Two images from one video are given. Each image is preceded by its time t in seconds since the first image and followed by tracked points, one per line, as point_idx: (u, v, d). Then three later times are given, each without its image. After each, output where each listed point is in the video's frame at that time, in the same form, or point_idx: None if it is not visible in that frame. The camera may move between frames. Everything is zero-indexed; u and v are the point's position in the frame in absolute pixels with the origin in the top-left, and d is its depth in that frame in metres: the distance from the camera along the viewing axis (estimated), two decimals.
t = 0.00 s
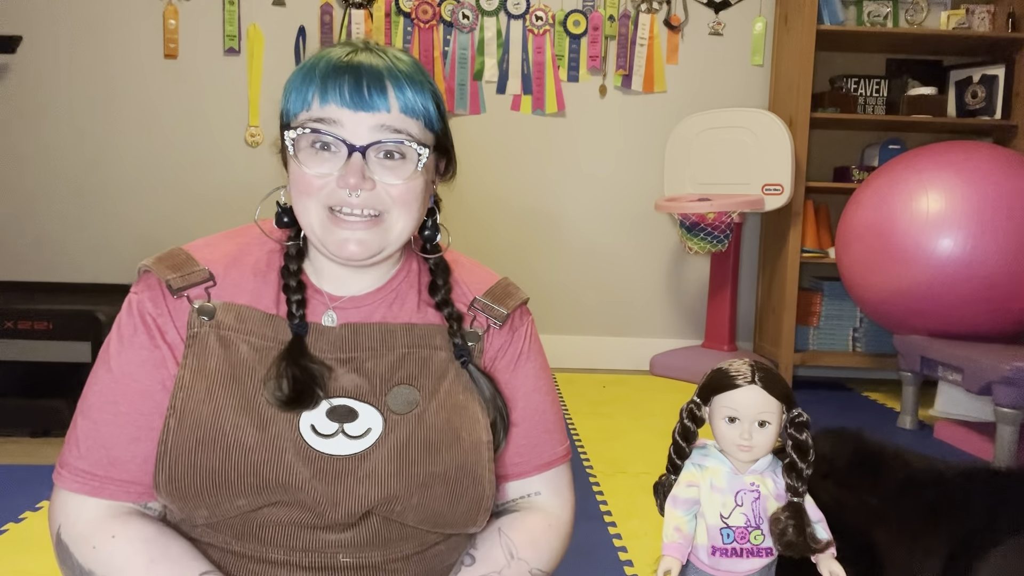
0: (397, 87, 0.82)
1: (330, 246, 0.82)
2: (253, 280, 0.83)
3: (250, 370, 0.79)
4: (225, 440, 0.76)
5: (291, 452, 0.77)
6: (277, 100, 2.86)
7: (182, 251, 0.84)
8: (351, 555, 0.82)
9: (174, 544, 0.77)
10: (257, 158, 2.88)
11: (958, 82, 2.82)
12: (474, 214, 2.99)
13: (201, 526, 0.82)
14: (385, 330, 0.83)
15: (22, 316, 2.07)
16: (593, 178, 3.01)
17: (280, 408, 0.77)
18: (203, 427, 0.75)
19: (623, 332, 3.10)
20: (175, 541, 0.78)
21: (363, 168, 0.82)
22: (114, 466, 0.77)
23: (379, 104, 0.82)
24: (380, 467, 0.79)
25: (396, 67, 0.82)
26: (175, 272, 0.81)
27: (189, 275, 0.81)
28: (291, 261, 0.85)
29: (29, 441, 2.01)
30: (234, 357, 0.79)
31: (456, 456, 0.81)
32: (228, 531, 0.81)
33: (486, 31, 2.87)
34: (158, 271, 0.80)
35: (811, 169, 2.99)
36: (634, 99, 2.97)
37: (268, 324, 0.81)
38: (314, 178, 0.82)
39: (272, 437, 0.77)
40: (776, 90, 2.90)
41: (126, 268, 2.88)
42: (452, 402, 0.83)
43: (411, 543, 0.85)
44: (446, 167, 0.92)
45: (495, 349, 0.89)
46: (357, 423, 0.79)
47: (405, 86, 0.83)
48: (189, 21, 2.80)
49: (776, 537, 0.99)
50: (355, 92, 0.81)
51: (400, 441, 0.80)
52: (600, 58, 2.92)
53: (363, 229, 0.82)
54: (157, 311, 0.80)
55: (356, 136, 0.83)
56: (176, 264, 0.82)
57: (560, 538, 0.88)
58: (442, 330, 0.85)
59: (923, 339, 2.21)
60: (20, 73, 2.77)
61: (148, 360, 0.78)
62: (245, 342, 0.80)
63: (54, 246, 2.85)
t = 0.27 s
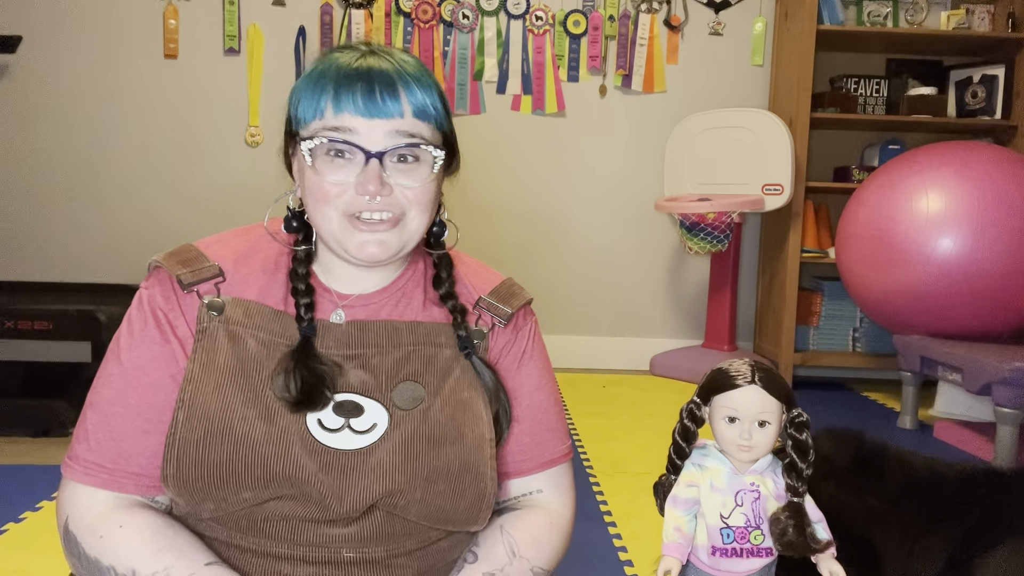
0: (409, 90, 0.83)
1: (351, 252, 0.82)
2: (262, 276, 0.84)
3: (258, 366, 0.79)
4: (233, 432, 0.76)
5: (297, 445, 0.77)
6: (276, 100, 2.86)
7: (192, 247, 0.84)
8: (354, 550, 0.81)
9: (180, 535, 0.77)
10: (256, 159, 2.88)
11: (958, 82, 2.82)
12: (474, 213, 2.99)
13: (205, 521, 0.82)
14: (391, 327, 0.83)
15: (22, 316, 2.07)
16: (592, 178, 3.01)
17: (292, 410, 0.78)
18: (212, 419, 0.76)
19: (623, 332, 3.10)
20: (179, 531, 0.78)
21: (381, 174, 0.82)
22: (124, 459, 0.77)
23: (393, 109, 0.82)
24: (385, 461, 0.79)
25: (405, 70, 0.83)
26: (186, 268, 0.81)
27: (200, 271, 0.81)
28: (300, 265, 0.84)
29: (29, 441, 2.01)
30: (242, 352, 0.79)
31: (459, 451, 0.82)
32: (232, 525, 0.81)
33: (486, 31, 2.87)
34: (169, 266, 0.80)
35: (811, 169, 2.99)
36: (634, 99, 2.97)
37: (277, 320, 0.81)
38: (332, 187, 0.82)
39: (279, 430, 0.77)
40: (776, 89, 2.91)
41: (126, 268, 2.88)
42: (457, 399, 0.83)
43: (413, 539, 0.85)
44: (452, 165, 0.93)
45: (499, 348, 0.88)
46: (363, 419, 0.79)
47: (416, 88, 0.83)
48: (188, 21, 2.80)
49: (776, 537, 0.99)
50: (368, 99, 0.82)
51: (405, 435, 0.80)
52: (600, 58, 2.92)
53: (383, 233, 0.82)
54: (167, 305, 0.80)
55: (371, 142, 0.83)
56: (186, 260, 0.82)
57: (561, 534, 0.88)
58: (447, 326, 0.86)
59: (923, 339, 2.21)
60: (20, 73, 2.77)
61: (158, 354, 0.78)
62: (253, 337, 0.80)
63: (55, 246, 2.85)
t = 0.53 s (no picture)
0: (429, 93, 0.83)
1: (377, 260, 0.82)
2: (260, 280, 0.83)
3: (258, 369, 0.79)
4: (233, 434, 0.76)
5: (298, 445, 0.78)
6: (276, 100, 2.86)
7: (190, 250, 0.84)
8: (353, 548, 0.81)
9: (175, 540, 0.77)
10: (256, 159, 2.88)
11: (958, 82, 2.82)
12: (474, 213, 2.99)
13: (205, 520, 0.81)
14: (389, 328, 0.83)
15: (22, 315, 2.07)
16: (592, 178, 3.01)
17: (292, 420, 0.78)
18: (212, 421, 0.75)
19: (622, 332, 3.10)
20: (175, 538, 0.77)
21: (408, 182, 0.82)
22: (120, 463, 0.77)
23: (417, 115, 0.82)
24: (384, 461, 0.79)
25: (420, 75, 0.83)
26: (183, 272, 0.81)
27: (197, 275, 0.81)
28: (298, 276, 0.83)
29: (28, 441, 2.01)
30: (241, 355, 0.79)
31: (458, 452, 0.81)
32: (232, 524, 0.81)
33: (486, 31, 2.87)
34: (165, 271, 0.80)
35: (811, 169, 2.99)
36: (634, 99, 2.97)
37: (275, 322, 0.81)
38: (361, 197, 0.81)
39: (279, 432, 0.77)
40: (776, 89, 2.90)
41: (126, 268, 2.88)
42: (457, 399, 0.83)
43: (412, 537, 0.85)
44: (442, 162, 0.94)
45: (497, 348, 0.89)
46: (362, 420, 0.79)
47: (433, 92, 0.84)
48: (188, 21, 2.80)
49: (776, 537, 0.99)
50: (394, 106, 0.81)
51: (405, 435, 0.80)
52: (600, 58, 2.92)
53: (409, 239, 0.83)
54: (164, 310, 0.80)
55: (396, 149, 0.82)
56: (183, 263, 0.82)
57: (558, 533, 0.88)
58: (444, 323, 0.86)
59: (924, 339, 2.21)
60: (19, 73, 2.77)
61: (154, 359, 0.78)
62: (251, 340, 0.80)
63: (55, 246, 2.85)
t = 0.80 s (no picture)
0: (405, 93, 0.83)
1: (350, 260, 0.82)
2: (243, 288, 0.84)
3: (244, 382, 0.79)
4: (221, 450, 0.76)
5: (287, 460, 0.77)
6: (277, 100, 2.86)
7: (169, 263, 0.84)
8: (351, 556, 0.81)
9: (165, 557, 0.77)
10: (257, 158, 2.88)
11: (958, 82, 2.82)
12: (474, 214, 2.99)
13: (199, 531, 0.82)
14: (378, 335, 0.83)
15: (22, 315, 2.07)
16: (592, 178, 3.01)
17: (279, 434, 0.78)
18: (199, 437, 0.76)
19: (623, 332, 3.10)
20: (165, 555, 0.77)
21: (381, 182, 0.82)
22: (104, 482, 0.77)
23: (391, 114, 0.82)
24: (377, 472, 0.79)
25: (397, 74, 0.83)
26: (162, 286, 0.80)
27: (177, 288, 0.80)
28: (281, 278, 0.83)
29: (29, 441, 2.01)
30: (226, 369, 0.79)
31: (454, 461, 0.81)
32: (226, 534, 0.81)
33: (486, 31, 2.87)
34: (144, 285, 0.80)
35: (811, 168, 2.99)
36: (634, 99, 2.97)
37: (261, 333, 0.81)
38: (333, 196, 0.81)
39: (268, 446, 0.77)
40: (776, 90, 2.90)
41: (126, 269, 2.88)
42: (450, 407, 0.83)
43: (410, 542, 0.85)
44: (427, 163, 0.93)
45: (491, 349, 0.89)
46: (353, 430, 0.79)
47: (409, 92, 0.83)
48: (188, 21, 2.80)
49: (776, 537, 0.99)
50: (367, 105, 0.81)
51: (398, 446, 0.80)
52: (600, 58, 2.92)
53: (383, 240, 0.82)
54: (143, 325, 0.80)
55: (370, 149, 0.82)
56: (162, 277, 0.82)
57: (558, 534, 0.88)
58: (435, 328, 0.85)
59: (924, 339, 2.21)
60: (19, 72, 2.77)
61: (135, 376, 0.78)
62: (236, 352, 0.80)
63: (55, 246, 2.85)
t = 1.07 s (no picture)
0: (382, 90, 0.83)
1: (330, 265, 0.81)
2: (218, 303, 0.83)
3: (227, 401, 0.79)
4: (203, 475, 0.76)
5: (272, 485, 0.78)
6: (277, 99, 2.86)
7: (144, 275, 0.84)
8: (343, 569, 0.82)
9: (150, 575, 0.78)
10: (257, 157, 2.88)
11: (958, 82, 2.82)
12: (474, 214, 2.99)
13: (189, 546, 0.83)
14: (367, 350, 0.83)
15: (22, 316, 2.07)
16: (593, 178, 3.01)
17: (261, 457, 0.78)
18: (180, 462, 0.76)
19: (623, 332, 3.10)
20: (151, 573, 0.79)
21: (360, 183, 0.82)
22: (85, 505, 0.77)
23: (368, 112, 0.82)
24: (365, 494, 0.80)
25: (373, 71, 0.83)
26: (138, 301, 0.80)
27: (153, 303, 0.80)
28: (260, 291, 0.83)
29: (29, 441, 2.01)
30: (206, 388, 0.79)
31: (450, 476, 0.82)
32: (217, 550, 0.82)
33: (486, 31, 2.87)
34: (120, 300, 0.80)
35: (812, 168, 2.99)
36: (634, 99, 2.97)
37: (242, 349, 0.81)
38: (311, 200, 0.81)
39: (250, 470, 0.77)
40: (776, 90, 2.90)
41: (126, 270, 2.89)
42: (440, 424, 0.83)
43: (404, 553, 0.85)
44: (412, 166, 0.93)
45: (483, 357, 0.89)
46: (342, 449, 0.79)
47: (386, 89, 0.83)
48: (188, 21, 2.80)
49: (776, 537, 0.99)
50: (343, 102, 0.81)
51: (386, 466, 0.80)
52: (600, 58, 2.92)
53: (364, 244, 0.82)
54: (119, 342, 0.80)
55: (347, 149, 0.82)
56: (138, 292, 0.81)
57: (560, 542, 0.88)
58: (424, 341, 0.85)
59: (924, 339, 2.21)
60: (19, 73, 2.77)
61: (112, 395, 0.78)
62: (217, 370, 0.79)
63: (54, 247, 2.85)
